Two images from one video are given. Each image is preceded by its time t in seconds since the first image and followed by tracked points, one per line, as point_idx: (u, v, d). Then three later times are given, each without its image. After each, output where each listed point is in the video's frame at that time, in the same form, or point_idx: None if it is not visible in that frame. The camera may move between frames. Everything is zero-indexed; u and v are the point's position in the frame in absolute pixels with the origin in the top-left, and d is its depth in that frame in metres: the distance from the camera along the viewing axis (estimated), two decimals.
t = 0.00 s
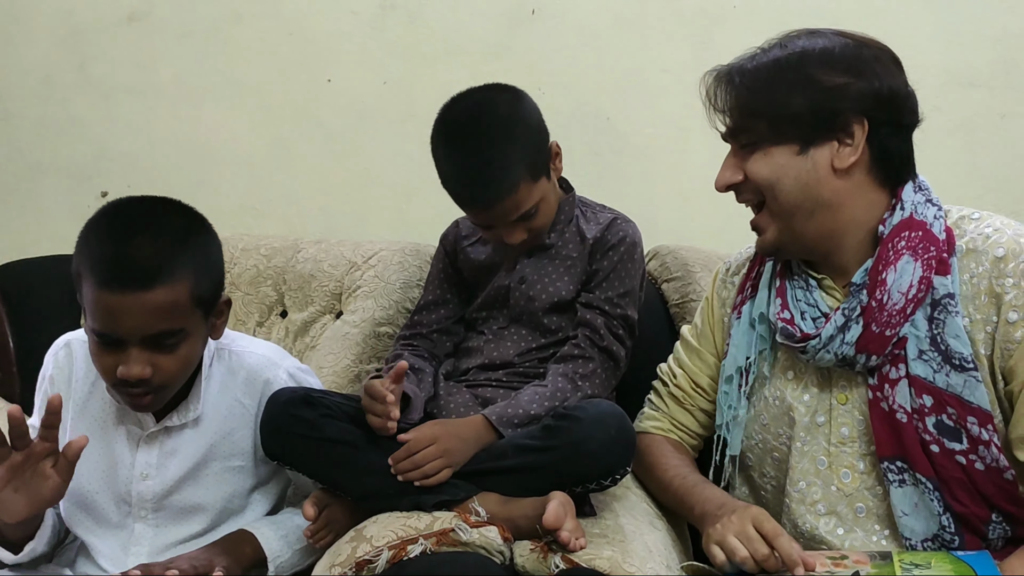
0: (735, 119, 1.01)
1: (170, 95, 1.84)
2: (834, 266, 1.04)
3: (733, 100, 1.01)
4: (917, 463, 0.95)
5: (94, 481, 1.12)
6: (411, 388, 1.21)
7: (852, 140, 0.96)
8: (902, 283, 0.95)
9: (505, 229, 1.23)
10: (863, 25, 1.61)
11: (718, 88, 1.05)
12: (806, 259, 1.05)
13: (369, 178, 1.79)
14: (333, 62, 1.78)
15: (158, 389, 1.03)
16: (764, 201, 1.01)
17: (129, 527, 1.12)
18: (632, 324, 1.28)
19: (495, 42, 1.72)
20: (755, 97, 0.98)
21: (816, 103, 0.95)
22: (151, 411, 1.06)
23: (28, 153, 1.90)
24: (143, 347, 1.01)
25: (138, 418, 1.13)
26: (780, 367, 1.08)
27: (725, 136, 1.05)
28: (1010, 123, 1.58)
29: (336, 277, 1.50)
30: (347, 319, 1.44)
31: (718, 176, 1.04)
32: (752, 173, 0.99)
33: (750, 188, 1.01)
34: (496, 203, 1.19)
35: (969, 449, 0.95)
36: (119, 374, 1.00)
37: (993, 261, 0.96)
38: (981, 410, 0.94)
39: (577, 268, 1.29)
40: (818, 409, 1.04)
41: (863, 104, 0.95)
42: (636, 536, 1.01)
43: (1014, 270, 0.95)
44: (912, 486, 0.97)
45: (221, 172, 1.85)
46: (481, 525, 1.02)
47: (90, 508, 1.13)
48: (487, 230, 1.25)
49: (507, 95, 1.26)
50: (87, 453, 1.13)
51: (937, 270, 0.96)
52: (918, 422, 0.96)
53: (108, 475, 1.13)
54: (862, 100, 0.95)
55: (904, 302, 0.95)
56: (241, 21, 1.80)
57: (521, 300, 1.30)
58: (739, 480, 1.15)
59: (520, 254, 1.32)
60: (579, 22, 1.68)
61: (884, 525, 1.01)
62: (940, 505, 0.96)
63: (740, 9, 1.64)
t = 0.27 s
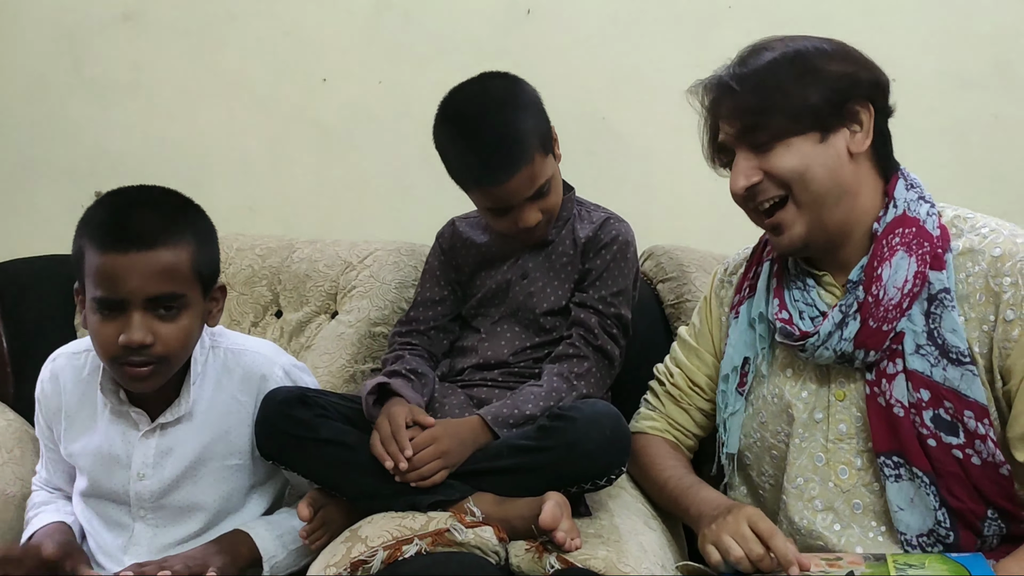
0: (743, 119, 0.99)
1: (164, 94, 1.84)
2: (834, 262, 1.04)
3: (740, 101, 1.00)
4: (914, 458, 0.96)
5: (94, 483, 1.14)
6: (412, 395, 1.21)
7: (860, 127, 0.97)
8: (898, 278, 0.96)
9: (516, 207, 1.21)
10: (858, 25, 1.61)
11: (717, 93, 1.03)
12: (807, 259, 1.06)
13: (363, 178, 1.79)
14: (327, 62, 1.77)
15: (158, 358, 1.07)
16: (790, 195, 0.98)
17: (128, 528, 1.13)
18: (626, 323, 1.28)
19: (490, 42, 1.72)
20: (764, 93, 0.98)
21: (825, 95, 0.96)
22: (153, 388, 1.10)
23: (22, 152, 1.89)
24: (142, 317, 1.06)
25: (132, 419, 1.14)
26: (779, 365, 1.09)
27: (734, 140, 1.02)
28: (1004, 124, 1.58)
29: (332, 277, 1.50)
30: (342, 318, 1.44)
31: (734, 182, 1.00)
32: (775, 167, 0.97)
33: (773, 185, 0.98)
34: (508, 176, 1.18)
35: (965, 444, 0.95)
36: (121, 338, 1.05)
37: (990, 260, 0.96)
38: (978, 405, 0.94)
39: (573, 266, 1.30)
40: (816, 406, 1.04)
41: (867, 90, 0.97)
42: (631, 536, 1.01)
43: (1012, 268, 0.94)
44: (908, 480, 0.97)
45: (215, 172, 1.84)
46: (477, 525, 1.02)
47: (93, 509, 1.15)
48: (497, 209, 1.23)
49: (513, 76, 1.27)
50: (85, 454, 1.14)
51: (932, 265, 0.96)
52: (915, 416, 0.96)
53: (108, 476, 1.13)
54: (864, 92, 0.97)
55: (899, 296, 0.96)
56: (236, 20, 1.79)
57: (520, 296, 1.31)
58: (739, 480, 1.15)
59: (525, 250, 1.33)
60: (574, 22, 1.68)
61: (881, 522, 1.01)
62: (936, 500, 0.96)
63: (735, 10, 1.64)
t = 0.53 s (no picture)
0: (749, 111, 1.00)
1: (156, 94, 1.83)
2: (824, 263, 1.05)
3: (745, 92, 1.00)
4: (905, 458, 0.96)
5: (85, 478, 1.13)
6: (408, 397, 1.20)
7: (854, 128, 1.00)
8: (884, 280, 0.97)
9: (515, 187, 1.21)
10: (851, 27, 1.62)
11: (718, 87, 1.04)
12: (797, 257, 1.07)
13: (356, 178, 1.78)
14: (321, 61, 1.77)
15: (153, 336, 1.08)
16: (794, 184, 0.98)
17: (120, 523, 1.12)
18: (620, 325, 1.28)
19: (483, 42, 1.72)
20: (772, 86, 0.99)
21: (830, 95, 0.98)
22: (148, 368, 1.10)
23: (13, 152, 1.88)
24: (140, 296, 1.07)
25: (122, 411, 1.14)
26: (770, 369, 1.09)
27: (735, 131, 1.02)
28: (995, 126, 1.59)
29: (325, 277, 1.49)
30: (335, 318, 1.44)
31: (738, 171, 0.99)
32: (785, 156, 0.97)
33: (779, 174, 0.97)
34: (509, 153, 1.19)
35: (955, 443, 0.95)
36: (119, 314, 1.06)
37: (975, 260, 0.96)
38: (967, 404, 0.94)
39: (566, 268, 1.30)
40: (808, 408, 1.05)
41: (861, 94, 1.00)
42: (625, 536, 1.01)
43: (997, 268, 0.94)
44: (899, 481, 0.97)
45: (208, 172, 1.84)
46: (470, 526, 1.02)
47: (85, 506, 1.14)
48: (495, 190, 1.23)
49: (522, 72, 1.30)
50: (76, 449, 1.13)
51: (918, 266, 0.97)
52: (906, 417, 0.96)
53: (97, 468, 1.12)
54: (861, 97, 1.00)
55: (887, 298, 0.96)
56: (229, 19, 1.79)
57: (514, 297, 1.31)
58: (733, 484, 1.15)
59: (518, 249, 1.33)
60: (567, 22, 1.69)
61: (874, 523, 1.01)
62: (927, 500, 0.96)
63: (728, 11, 1.64)
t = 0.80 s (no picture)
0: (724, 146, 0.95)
1: (143, 93, 1.82)
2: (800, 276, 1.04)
3: (716, 125, 0.96)
4: (883, 464, 0.96)
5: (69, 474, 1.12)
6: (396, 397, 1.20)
7: (823, 141, 0.98)
8: (855, 288, 0.96)
9: (502, 164, 1.24)
10: (838, 28, 1.62)
11: (685, 119, 1.00)
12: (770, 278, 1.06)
13: (345, 178, 1.78)
14: (308, 61, 1.76)
15: (144, 324, 1.07)
16: (775, 217, 0.96)
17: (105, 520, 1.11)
18: (605, 324, 1.28)
19: (472, 42, 1.72)
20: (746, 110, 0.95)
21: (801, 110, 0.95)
22: (137, 357, 1.09)
23: None
24: (133, 283, 1.07)
25: (109, 406, 1.13)
26: (748, 378, 1.09)
27: (707, 166, 0.98)
28: (980, 127, 1.60)
29: (313, 276, 1.49)
30: (323, 318, 1.43)
31: (719, 210, 0.95)
32: (763, 190, 0.94)
33: (759, 210, 0.95)
34: (495, 127, 1.23)
35: (932, 447, 0.96)
36: (111, 300, 1.05)
37: (944, 263, 0.96)
38: (941, 408, 0.95)
39: (549, 269, 1.30)
40: (787, 417, 1.05)
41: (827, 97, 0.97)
42: (613, 535, 1.01)
43: (967, 270, 0.94)
44: (879, 486, 0.98)
45: (196, 171, 1.83)
46: (459, 526, 1.02)
47: (69, 503, 1.13)
48: (482, 169, 1.25)
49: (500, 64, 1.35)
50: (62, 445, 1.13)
51: (888, 273, 0.97)
52: (882, 423, 0.97)
53: (83, 464, 1.12)
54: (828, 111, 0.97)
55: (858, 306, 0.96)
56: (216, 18, 1.78)
57: (497, 300, 1.31)
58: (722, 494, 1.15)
59: (497, 250, 1.33)
60: (556, 22, 1.69)
61: (859, 528, 1.02)
62: (909, 504, 0.96)
63: (716, 12, 1.64)
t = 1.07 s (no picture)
0: (712, 222, 0.84)
1: (126, 91, 1.81)
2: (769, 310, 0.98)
3: (685, 200, 0.85)
4: (865, 494, 0.92)
5: (50, 476, 1.10)
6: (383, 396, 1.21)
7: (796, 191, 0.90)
8: (825, 325, 0.91)
9: (472, 145, 1.24)
10: (823, 29, 1.63)
11: (646, 187, 0.88)
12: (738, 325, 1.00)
13: (330, 177, 1.77)
14: (292, 59, 1.75)
15: (130, 316, 1.06)
16: (754, 283, 0.90)
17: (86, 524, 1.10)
18: (585, 321, 1.29)
19: (457, 41, 1.71)
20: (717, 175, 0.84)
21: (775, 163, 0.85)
22: (120, 350, 1.07)
23: None
24: (120, 275, 1.06)
25: (93, 405, 1.12)
26: (727, 406, 1.05)
27: (685, 239, 0.86)
28: (962, 127, 1.61)
29: (297, 276, 1.48)
30: (308, 318, 1.42)
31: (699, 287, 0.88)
32: (743, 266, 0.87)
33: (738, 279, 0.89)
34: (471, 106, 1.24)
35: (913, 474, 0.91)
36: (97, 290, 1.04)
37: (911, 290, 0.91)
38: (919, 437, 0.90)
39: (524, 269, 1.29)
40: (770, 443, 1.02)
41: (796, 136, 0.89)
42: (600, 535, 1.01)
43: (933, 296, 0.89)
44: (864, 515, 0.93)
45: (180, 170, 1.81)
46: (445, 526, 1.02)
47: (48, 507, 1.11)
48: (452, 149, 1.25)
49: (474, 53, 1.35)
50: (43, 446, 1.11)
51: (856, 304, 0.92)
52: (861, 454, 0.93)
53: (66, 463, 1.10)
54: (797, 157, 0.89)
55: (829, 343, 0.91)
56: (200, 16, 1.76)
57: (472, 304, 1.30)
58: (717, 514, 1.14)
59: (466, 252, 1.32)
60: (541, 22, 1.68)
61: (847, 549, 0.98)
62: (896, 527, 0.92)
63: (701, 12, 1.65)
